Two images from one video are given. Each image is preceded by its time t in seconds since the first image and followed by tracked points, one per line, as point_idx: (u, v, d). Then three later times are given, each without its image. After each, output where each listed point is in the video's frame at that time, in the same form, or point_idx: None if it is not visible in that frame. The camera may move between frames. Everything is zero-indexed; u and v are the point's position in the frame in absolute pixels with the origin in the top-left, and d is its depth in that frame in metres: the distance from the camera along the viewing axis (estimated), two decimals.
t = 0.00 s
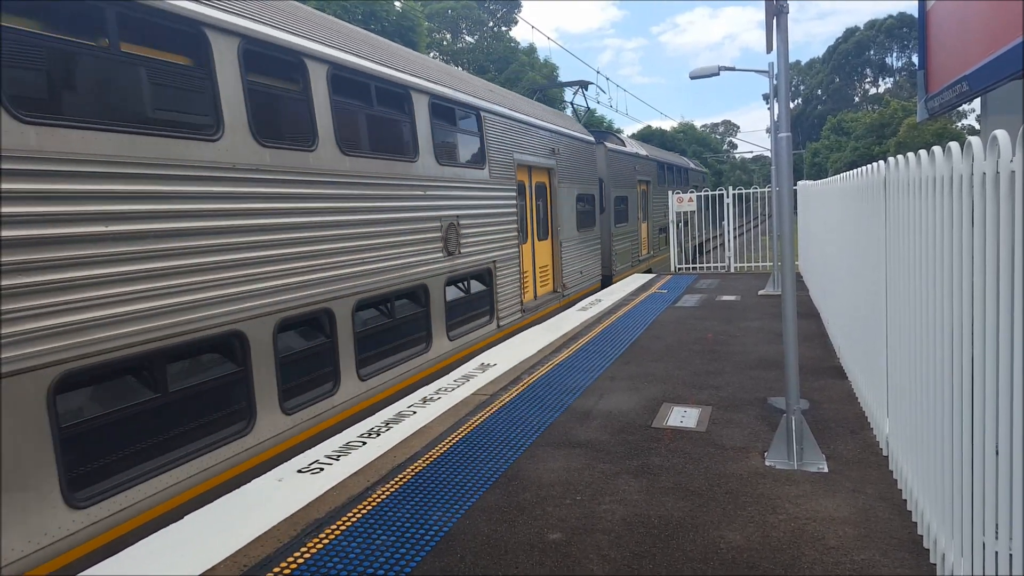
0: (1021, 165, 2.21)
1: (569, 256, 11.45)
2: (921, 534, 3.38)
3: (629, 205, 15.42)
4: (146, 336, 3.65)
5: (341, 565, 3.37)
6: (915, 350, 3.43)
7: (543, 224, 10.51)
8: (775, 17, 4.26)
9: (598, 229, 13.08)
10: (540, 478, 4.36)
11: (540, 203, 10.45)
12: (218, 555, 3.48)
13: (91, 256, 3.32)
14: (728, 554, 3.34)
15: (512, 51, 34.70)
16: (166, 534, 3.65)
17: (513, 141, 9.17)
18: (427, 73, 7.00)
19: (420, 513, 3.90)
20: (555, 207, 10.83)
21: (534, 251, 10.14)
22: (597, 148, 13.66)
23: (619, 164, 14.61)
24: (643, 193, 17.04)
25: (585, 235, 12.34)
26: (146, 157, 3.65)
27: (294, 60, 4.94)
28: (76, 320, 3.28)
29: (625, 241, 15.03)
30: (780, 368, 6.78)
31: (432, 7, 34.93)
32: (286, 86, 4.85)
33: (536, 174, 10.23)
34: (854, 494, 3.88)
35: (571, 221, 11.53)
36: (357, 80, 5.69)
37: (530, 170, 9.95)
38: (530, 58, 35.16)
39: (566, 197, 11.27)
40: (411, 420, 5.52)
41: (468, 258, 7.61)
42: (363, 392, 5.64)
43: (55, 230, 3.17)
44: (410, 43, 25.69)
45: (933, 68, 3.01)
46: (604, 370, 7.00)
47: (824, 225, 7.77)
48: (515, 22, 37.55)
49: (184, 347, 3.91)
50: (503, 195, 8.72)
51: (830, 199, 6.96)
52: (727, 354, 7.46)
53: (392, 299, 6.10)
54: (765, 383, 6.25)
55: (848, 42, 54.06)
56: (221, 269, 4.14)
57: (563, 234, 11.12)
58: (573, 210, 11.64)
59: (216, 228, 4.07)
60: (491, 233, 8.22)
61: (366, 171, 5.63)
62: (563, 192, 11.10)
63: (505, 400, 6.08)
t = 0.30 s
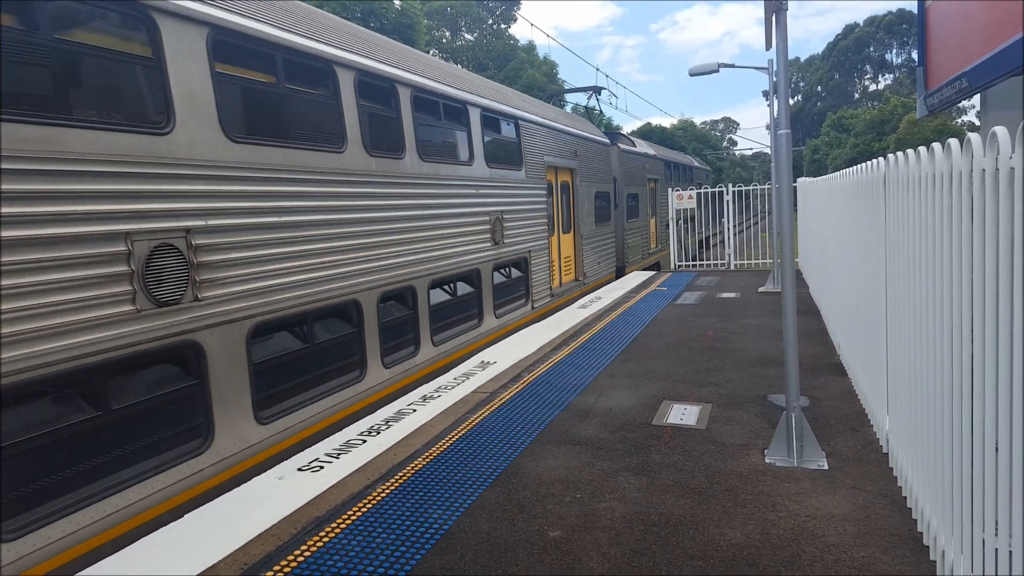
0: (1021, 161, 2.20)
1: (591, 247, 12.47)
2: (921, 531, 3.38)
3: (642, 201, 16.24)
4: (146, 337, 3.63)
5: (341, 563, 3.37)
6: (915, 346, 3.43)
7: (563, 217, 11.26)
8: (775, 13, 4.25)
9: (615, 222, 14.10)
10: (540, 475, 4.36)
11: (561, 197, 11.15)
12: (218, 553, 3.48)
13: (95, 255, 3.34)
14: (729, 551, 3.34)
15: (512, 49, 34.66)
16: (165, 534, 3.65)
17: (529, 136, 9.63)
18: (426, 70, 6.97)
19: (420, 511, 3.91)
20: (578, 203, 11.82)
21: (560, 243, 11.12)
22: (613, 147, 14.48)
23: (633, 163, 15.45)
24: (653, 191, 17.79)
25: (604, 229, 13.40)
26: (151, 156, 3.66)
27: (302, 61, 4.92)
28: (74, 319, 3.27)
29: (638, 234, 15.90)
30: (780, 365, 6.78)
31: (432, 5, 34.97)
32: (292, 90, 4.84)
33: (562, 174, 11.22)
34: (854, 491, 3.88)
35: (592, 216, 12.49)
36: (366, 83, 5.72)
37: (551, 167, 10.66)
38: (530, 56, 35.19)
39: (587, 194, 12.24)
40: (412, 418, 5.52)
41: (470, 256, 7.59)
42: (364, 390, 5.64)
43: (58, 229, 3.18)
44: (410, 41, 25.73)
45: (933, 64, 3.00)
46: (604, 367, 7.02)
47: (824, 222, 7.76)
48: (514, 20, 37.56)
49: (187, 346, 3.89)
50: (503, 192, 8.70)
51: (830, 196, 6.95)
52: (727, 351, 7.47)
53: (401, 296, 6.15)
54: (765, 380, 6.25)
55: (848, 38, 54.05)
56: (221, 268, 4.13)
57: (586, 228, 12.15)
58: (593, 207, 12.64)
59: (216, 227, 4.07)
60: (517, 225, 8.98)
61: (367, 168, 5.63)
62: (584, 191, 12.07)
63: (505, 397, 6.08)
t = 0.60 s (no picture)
0: (1020, 161, 2.21)
1: (609, 241, 13.41)
2: (920, 530, 3.38)
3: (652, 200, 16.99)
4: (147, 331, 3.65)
5: (342, 561, 3.38)
6: (914, 345, 3.43)
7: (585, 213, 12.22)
8: (774, 12, 4.24)
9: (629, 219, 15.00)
10: (539, 474, 4.37)
11: (581, 196, 12.03)
12: (216, 553, 3.48)
13: (104, 254, 3.42)
14: (728, 550, 3.34)
15: (512, 48, 34.54)
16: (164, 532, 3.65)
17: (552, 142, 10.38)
18: (428, 68, 6.95)
19: (420, 510, 3.91)
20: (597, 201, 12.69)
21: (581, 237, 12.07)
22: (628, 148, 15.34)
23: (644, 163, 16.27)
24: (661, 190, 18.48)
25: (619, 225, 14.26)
26: (161, 156, 3.76)
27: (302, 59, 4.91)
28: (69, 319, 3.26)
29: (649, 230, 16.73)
30: (780, 364, 6.77)
31: (431, 4, 34.98)
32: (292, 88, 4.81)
33: (582, 175, 12.11)
34: (854, 490, 3.88)
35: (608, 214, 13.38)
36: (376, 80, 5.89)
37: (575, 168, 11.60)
38: (529, 55, 35.20)
39: (604, 194, 13.11)
40: (410, 417, 5.52)
41: (471, 254, 7.57)
42: (364, 389, 5.63)
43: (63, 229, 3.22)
44: (409, 40, 25.73)
45: (932, 62, 3.00)
46: (603, 366, 7.02)
47: (823, 221, 7.76)
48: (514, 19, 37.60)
49: (191, 343, 3.90)
50: (504, 191, 8.68)
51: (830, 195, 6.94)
52: (726, 350, 7.47)
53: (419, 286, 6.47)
54: (764, 379, 6.25)
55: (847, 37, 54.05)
56: (217, 268, 4.11)
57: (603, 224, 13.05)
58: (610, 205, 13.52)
59: (212, 226, 4.05)
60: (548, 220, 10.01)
61: (368, 167, 5.63)
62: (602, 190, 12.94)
63: (505, 396, 6.08)
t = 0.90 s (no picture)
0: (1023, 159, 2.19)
1: (623, 238, 14.26)
2: (923, 530, 3.37)
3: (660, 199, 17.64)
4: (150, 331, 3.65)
5: (343, 561, 3.38)
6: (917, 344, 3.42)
7: (603, 210, 13.12)
8: (777, 11, 4.23)
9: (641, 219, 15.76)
10: (541, 474, 4.36)
11: (600, 196, 12.90)
12: (217, 553, 3.47)
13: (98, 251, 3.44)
14: (729, 550, 3.34)
15: (513, 47, 34.51)
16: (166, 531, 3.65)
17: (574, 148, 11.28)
18: (430, 67, 6.98)
19: (421, 509, 3.90)
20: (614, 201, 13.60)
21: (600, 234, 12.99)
22: (640, 149, 16.12)
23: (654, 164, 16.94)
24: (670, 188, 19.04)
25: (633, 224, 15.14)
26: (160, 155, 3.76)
27: (304, 59, 4.90)
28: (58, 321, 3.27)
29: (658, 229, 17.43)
30: (781, 363, 6.77)
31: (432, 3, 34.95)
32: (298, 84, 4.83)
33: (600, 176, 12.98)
34: (856, 490, 3.87)
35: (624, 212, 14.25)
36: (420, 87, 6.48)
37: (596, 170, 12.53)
38: (531, 54, 35.21)
39: (620, 193, 13.96)
40: (412, 416, 5.52)
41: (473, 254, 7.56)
42: (366, 388, 5.62)
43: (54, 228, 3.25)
44: (410, 39, 25.75)
45: (936, 60, 2.98)
46: (604, 365, 7.00)
47: (825, 221, 7.73)
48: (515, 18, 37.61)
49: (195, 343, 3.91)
50: (508, 190, 8.66)
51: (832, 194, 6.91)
52: (728, 349, 7.45)
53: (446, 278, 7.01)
54: (766, 379, 6.24)
55: (850, 36, 53.98)
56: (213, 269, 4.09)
57: (619, 221, 14.00)
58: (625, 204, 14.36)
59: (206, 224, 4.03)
60: (579, 219, 11.46)
61: (371, 166, 5.63)
62: (619, 191, 13.81)
63: (506, 396, 6.07)
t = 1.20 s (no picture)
0: None
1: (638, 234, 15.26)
2: (925, 529, 3.37)
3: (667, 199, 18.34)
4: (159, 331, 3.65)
5: (345, 561, 3.38)
6: (918, 344, 3.42)
7: (620, 208, 14.06)
8: (777, 11, 4.22)
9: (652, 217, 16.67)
10: (542, 474, 4.36)
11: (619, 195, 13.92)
12: (218, 554, 3.47)
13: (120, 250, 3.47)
14: (731, 550, 3.33)
15: (514, 47, 34.53)
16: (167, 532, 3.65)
17: (595, 149, 12.26)
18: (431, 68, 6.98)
19: (423, 510, 3.90)
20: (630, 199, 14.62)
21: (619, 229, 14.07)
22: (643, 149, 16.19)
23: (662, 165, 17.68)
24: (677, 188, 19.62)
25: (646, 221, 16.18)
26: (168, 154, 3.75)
27: (303, 59, 4.89)
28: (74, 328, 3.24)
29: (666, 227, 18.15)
30: (783, 362, 6.77)
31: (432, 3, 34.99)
32: (299, 79, 4.81)
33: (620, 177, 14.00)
34: (857, 489, 3.87)
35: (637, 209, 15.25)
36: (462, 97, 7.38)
37: (614, 171, 13.47)
38: (531, 53, 35.23)
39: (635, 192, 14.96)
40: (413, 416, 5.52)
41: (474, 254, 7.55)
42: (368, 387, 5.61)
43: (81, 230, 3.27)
44: (411, 39, 25.81)
45: (936, 59, 2.98)
46: (605, 365, 7.00)
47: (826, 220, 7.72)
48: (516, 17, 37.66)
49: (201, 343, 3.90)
50: (511, 190, 8.63)
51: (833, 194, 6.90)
52: (729, 349, 7.45)
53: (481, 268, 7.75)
54: (767, 378, 6.24)
55: (850, 35, 53.97)
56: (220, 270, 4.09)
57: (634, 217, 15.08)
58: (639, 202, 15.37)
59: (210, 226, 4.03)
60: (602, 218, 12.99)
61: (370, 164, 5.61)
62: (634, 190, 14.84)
63: (508, 395, 6.08)
